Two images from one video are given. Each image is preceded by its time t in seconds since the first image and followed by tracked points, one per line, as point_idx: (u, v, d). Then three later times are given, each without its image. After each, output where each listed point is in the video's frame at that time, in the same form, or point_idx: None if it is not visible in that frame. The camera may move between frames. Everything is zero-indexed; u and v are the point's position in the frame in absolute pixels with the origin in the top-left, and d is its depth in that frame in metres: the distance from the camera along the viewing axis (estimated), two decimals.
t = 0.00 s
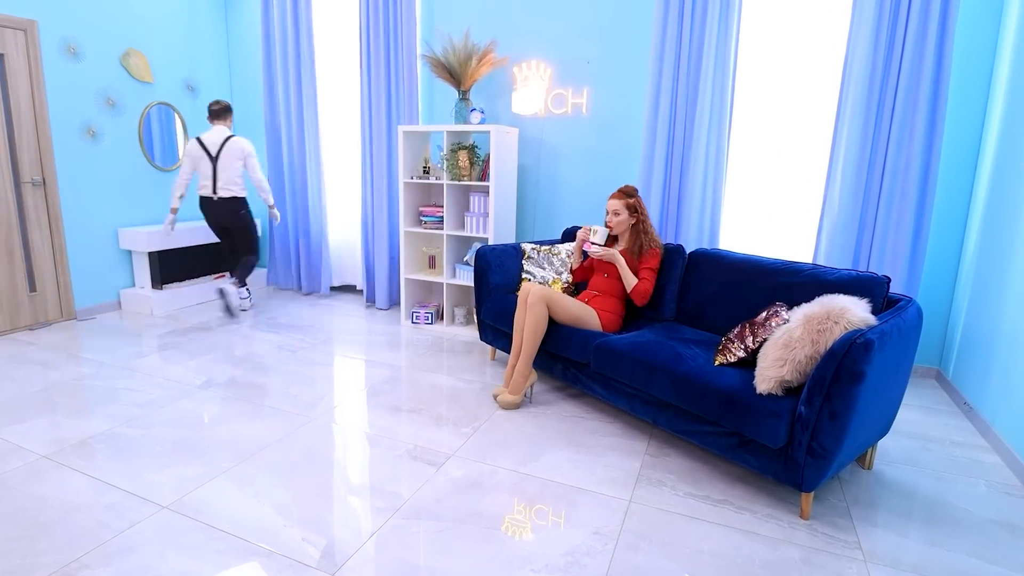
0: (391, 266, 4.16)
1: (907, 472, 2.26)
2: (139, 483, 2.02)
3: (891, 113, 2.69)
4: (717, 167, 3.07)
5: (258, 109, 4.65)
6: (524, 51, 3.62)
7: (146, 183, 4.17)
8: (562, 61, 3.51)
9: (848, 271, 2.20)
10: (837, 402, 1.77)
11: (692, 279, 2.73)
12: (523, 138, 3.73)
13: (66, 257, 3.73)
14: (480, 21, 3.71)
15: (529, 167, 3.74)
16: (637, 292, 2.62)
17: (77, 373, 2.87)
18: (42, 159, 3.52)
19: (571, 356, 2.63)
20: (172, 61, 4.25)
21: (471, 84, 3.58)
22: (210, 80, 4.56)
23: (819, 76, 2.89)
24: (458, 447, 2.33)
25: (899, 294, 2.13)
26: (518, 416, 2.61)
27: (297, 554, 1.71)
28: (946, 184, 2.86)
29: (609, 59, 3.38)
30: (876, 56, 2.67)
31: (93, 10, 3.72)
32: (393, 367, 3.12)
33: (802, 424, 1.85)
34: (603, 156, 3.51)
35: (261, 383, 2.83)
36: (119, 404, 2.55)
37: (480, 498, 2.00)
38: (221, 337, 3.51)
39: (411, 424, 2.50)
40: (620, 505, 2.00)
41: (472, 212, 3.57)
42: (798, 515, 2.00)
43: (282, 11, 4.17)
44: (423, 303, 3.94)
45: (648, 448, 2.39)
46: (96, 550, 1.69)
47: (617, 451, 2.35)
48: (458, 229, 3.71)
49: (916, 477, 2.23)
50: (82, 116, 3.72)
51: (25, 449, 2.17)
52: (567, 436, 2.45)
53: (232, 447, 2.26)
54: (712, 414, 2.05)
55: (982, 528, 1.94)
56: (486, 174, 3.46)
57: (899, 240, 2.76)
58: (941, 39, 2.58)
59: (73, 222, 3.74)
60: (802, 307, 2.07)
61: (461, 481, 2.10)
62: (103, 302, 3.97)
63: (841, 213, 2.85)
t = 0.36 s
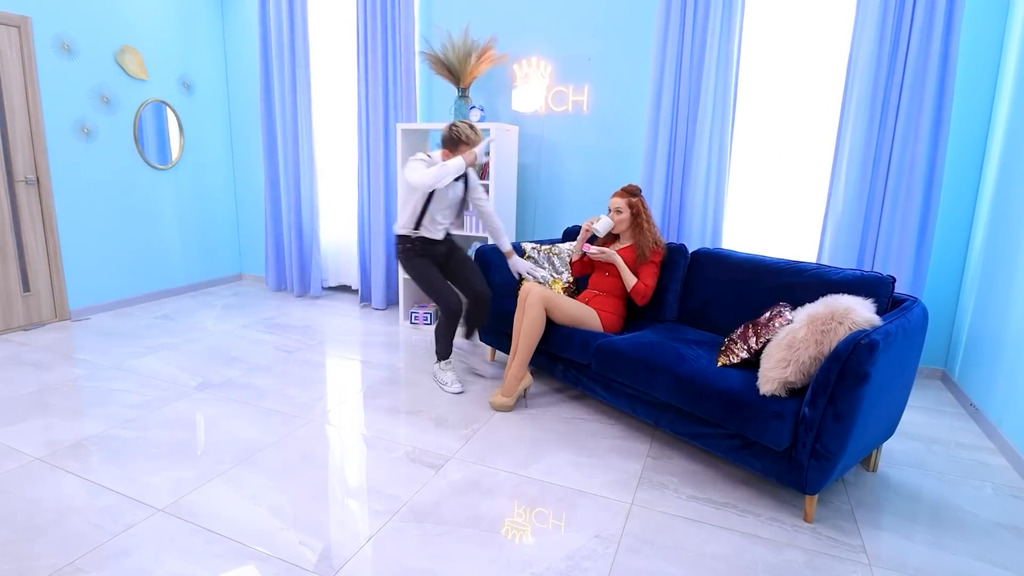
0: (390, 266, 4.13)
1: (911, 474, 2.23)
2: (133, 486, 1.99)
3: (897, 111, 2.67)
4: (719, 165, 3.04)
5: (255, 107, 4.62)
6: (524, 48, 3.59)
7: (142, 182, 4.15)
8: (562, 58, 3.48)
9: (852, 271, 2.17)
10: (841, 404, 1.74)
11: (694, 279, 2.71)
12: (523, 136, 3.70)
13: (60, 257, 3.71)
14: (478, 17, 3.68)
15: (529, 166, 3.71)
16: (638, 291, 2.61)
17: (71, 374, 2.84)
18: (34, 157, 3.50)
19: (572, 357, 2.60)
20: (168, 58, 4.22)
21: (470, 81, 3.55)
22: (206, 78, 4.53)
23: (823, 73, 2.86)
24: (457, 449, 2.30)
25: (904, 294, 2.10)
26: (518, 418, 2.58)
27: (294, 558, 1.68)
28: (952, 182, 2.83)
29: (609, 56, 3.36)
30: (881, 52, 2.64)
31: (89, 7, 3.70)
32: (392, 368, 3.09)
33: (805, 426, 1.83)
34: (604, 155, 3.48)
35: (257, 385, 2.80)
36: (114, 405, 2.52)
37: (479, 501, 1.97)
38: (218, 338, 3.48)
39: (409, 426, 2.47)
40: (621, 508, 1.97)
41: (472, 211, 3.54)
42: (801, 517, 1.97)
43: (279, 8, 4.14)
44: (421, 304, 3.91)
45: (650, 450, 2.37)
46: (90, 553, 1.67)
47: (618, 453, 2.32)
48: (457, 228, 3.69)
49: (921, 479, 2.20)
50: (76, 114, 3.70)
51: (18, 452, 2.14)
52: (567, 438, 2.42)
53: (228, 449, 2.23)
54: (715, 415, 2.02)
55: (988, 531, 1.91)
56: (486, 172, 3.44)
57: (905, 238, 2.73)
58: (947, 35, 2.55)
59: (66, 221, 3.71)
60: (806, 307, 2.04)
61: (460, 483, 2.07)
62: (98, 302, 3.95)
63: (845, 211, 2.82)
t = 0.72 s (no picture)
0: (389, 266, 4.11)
1: (917, 476, 2.20)
2: (129, 488, 1.96)
3: (901, 109, 2.64)
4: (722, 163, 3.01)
5: (252, 104, 4.59)
6: (524, 45, 3.56)
7: (138, 181, 4.12)
8: (563, 54, 3.46)
9: (858, 270, 2.15)
10: (846, 405, 1.71)
11: (697, 279, 2.68)
12: (523, 134, 3.67)
13: (54, 256, 3.69)
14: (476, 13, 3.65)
15: (529, 164, 3.68)
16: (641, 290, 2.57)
17: (65, 375, 2.82)
18: (27, 156, 3.48)
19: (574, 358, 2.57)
20: (163, 55, 4.19)
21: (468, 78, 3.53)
22: (201, 75, 4.51)
23: (828, 70, 2.84)
24: (456, 451, 2.27)
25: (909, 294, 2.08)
26: (518, 419, 2.55)
27: (291, 561, 1.65)
28: (958, 180, 2.80)
29: (610, 53, 3.34)
30: (886, 48, 2.61)
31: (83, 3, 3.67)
32: (390, 369, 3.07)
33: (809, 428, 1.80)
34: (606, 153, 3.46)
35: (254, 386, 2.78)
36: (110, 407, 2.50)
37: (479, 503, 1.95)
38: (215, 339, 3.45)
39: (408, 428, 2.44)
40: (623, 511, 1.94)
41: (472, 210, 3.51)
42: (805, 520, 1.94)
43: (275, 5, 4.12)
44: (421, 303, 3.89)
45: (652, 452, 2.34)
46: (84, 557, 1.64)
47: (621, 455, 2.29)
48: (456, 227, 3.67)
49: (927, 482, 2.17)
50: (70, 111, 3.68)
51: (11, 454, 2.12)
52: (568, 440, 2.39)
53: (224, 451, 2.20)
54: (717, 417, 1.99)
55: (994, 534, 1.88)
56: (486, 171, 3.42)
57: (910, 237, 2.71)
58: (952, 31, 2.53)
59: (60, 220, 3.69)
60: (809, 307, 2.01)
61: (459, 486, 2.04)
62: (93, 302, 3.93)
63: (849, 210, 2.79)
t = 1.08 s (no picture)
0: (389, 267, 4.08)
1: (922, 478, 2.17)
2: (124, 491, 1.94)
3: (907, 106, 2.62)
4: (726, 161, 2.99)
5: (248, 102, 4.57)
6: (524, 42, 3.53)
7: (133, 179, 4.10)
8: (563, 51, 3.43)
9: (863, 271, 2.12)
10: (851, 407, 1.68)
11: (699, 279, 2.66)
12: (522, 132, 3.64)
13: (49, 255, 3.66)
14: (473, 9, 3.63)
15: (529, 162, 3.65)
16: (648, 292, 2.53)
17: (60, 376, 2.79)
18: (22, 154, 3.45)
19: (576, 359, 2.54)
20: (158, 51, 4.17)
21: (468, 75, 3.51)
22: (197, 72, 4.48)
23: (834, 68, 2.81)
24: (456, 453, 2.25)
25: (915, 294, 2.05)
26: (519, 421, 2.52)
27: (288, 565, 1.63)
28: (964, 179, 2.78)
29: (610, 50, 3.31)
30: (891, 45, 2.59)
31: None
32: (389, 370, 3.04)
33: (813, 430, 1.77)
34: (607, 151, 3.43)
35: (251, 388, 2.75)
36: (105, 408, 2.47)
37: (479, 506, 1.92)
38: (213, 339, 3.42)
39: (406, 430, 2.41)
40: (625, 514, 1.91)
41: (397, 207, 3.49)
42: (809, 523, 1.91)
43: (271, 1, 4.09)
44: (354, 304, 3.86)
45: (653, 455, 2.31)
46: (78, 561, 1.61)
47: (623, 458, 2.26)
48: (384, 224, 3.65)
49: (932, 484, 2.14)
50: (64, 109, 3.65)
51: (5, 457, 2.09)
52: (569, 442, 2.36)
53: (220, 453, 2.18)
54: (721, 419, 1.96)
55: (1002, 537, 1.85)
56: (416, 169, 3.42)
57: (915, 236, 2.68)
58: (959, 28, 2.51)
59: (54, 219, 3.67)
60: (813, 308, 1.99)
61: (459, 489, 2.02)
62: (88, 302, 3.91)
63: (854, 209, 2.77)
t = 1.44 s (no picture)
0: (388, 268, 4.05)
1: (928, 481, 2.14)
2: (119, 494, 1.91)
3: (911, 103, 2.60)
4: (728, 160, 2.97)
5: (244, 101, 4.55)
6: (524, 39, 3.50)
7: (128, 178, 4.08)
8: (563, 48, 3.41)
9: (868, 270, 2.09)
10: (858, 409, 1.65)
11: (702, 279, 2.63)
12: (521, 130, 3.62)
13: (44, 255, 3.64)
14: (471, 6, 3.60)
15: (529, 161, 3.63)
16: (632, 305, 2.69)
17: (54, 378, 2.77)
18: (16, 153, 3.43)
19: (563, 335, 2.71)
20: (154, 50, 4.15)
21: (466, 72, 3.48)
22: (193, 71, 4.46)
23: (837, 65, 2.80)
24: (455, 455, 2.22)
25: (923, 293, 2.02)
26: (519, 423, 2.50)
27: (284, 568, 1.60)
28: (968, 177, 2.75)
29: (611, 48, 3.30)
30: (895, 42, 2.57)
31: None
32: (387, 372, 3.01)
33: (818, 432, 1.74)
34: (608, 148, 3.41)
35: (247, 389, 2.73)
36: (100, 410, 2.45)
37: (478, 509, 1.89)
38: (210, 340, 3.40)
39: (406, 431, 2.39)
40: (627, 516, 1.89)
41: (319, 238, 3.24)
42: (813, 526, 1.88)
43: None
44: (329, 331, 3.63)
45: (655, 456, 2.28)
46: (72, 565, 1.59)
47: (625, 459, 2.24)
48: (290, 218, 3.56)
49: (939, 487, 2.10)
50: (59, 107, 3.63)
51: None
52: (569, 444, 2.34)
53: (216, 456, 2.15)
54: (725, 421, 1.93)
55: (1009, 540, 1.82)
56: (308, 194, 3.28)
57: (920, 234, 2.66)
58: (963, 24, 2.48)
59: (49, 218, 3.65)
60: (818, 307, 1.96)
61: (459, 491, 1.99)
62: (84, 303, 3.89)
63: (859, 207, 2.75)
